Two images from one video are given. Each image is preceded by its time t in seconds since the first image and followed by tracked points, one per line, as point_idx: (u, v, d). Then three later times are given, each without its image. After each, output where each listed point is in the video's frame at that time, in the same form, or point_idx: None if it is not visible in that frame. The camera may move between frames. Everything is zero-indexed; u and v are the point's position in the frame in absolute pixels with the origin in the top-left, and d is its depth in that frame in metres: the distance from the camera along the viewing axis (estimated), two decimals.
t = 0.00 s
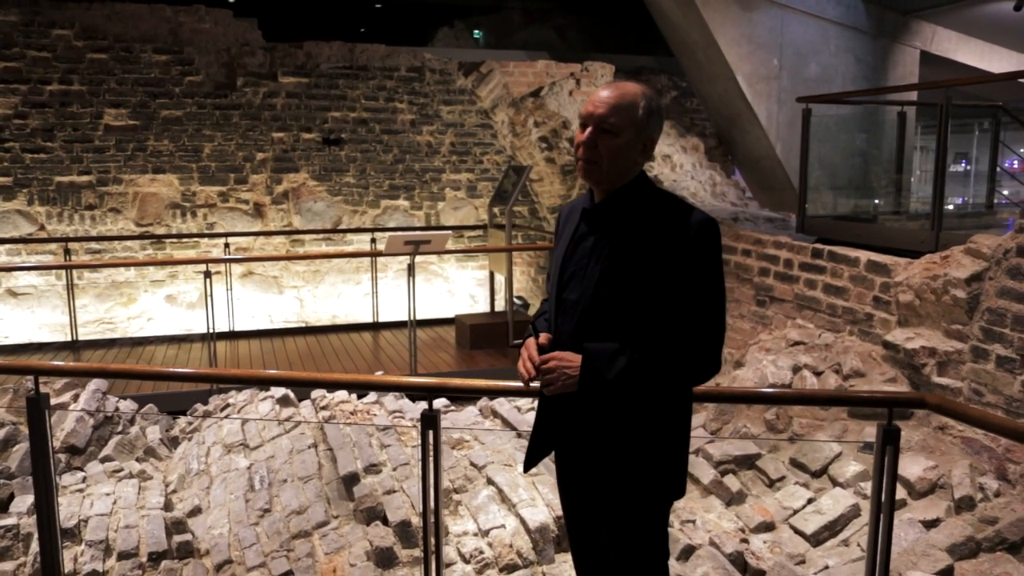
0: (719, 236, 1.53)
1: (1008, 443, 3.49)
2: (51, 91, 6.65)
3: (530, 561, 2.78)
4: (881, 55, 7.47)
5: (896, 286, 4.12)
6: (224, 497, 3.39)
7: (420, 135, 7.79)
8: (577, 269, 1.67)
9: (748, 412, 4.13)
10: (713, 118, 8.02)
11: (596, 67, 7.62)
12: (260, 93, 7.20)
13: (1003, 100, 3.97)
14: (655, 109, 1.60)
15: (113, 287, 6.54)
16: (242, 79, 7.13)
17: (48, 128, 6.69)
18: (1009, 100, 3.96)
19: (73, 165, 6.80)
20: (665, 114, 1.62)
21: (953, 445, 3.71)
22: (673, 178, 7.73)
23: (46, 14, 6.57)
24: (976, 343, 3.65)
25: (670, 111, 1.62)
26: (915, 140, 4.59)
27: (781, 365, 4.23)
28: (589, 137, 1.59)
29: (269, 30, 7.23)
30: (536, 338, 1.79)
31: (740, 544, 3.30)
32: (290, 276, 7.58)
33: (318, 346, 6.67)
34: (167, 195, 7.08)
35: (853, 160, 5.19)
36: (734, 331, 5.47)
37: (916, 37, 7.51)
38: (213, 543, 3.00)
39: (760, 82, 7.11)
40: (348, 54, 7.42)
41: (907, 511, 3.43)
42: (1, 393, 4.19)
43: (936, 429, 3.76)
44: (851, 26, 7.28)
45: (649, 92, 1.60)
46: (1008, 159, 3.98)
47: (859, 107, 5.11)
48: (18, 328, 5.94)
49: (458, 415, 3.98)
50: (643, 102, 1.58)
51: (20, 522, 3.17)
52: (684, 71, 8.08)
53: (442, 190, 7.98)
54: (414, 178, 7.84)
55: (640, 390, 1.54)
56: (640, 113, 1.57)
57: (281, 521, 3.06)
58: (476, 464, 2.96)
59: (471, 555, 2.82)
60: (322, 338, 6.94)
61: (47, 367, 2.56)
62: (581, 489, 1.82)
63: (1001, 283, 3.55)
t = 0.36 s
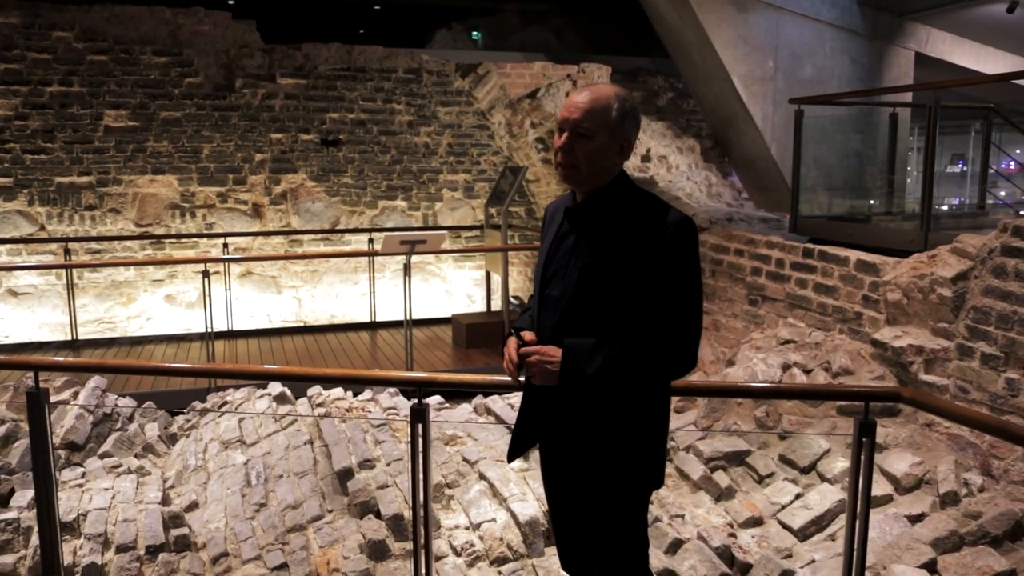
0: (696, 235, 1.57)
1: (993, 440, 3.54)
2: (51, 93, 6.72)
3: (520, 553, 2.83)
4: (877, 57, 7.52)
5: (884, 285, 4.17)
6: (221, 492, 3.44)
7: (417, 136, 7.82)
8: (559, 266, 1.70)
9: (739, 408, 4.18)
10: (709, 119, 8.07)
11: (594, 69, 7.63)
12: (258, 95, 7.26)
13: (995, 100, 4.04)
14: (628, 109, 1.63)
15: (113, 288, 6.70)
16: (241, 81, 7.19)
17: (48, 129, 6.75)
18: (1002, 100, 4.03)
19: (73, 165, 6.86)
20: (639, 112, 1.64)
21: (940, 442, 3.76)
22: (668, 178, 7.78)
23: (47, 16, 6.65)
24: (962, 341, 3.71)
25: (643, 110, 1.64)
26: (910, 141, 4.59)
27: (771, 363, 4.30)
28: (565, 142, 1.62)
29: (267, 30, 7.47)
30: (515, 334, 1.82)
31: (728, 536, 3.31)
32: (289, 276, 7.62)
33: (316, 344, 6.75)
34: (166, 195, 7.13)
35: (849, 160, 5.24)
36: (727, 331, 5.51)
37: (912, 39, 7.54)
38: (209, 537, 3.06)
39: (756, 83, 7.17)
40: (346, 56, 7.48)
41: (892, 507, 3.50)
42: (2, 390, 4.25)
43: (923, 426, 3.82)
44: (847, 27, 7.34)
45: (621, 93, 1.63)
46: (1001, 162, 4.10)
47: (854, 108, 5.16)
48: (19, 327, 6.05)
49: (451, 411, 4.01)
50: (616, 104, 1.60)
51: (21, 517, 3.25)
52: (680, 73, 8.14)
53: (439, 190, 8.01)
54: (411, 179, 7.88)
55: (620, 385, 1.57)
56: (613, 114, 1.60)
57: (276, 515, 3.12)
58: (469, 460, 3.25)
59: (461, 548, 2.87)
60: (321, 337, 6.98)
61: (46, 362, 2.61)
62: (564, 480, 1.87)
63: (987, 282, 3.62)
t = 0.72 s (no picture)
0: (671, 232, 1.61)
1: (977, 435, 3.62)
2: (51, 94, 6.78)
3: (509, 546, 2.92)
4: (871, 57, 7.56)
5: (872, 283, 4.22)
6: (216, 487, 3.51)
7: (414, 137, 7.86)
8: (541, 263, 1.75)
9: (728, 405, 4.24)
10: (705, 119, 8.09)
11: (589, 69, 7.91)
12: (255, 95, 7.32)
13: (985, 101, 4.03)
14: (599, 109, 1.67)
15: (113, 288, 6.90)
16: (239, 82, 7.26)
17: (48, 130, 6.81)
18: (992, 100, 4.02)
19: (72, 166, 6.91)
20: (611, 111, 1.68)
21: (926, 437, 3.83)
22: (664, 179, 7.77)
23: (46, 18, 6.71)
24: (947, 338, 3.76)
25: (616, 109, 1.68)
26: (904, 141, 4.58)
27: (761, 360, 4.36)
28: (538, 142, 1.68)
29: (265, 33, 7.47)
30: (499, 329, 1.86)
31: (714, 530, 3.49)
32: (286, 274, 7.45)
33: (314, 343, 6.80)
34: (165, 196, 7.16)
35: (843, 160, 5.24)
36: (720, 329, 5.54)
37: (906, 39, 7.59)
38: (204, 531, 3.13)
39: (751, 83, 7.21)
40: (343, 57, 7.55)
41: (879, 501, 3.55)
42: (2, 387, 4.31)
43: (909, 422, 3.88)
44: (842, 28, 7.38)
45: (591, 93, 1.68)
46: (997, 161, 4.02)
47: (848, 108, 5.14)
48: (19, 326, 6.23)
49: (443, 407, 4.03)
50: (586, 103, 1.65)
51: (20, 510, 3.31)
52: (675, 73, 8.20)
53: (436, 190, 8.01)
54: (408, 179, 7.89)
55: (595, 380, 1.61)
56: (583, 114, 1.64)
57: (270, 509, 3.17)
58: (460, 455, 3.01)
59: (452, 541, 2.96)
60: (318, 335, 7.11)
61: (46, 357, 2.66)
62: (547, 473, 1.91)
63: (971, 279, 3.68)
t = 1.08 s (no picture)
0: (648, 232, 1.63)
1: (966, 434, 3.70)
2: (49, 93, 6.80)
3: (498, 542, 2.92)
4: (869, 57, 7.58)
5: (864, 283, 4.25)
6: (210, 482, 3.52)
7: (411, 136, 7.88)
8: (522, 261, 1.77)
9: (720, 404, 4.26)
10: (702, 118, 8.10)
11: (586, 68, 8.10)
12: (254, 95, 7.33)
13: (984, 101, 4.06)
14: (551, 111, 1.66)
15: (111, 284, 6.47)
16: (237, 80, 7.28)
17: (46, 128, 6.83)
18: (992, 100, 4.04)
19: (70, 165, 6.93)
20: (565, 113, 1.66)
21: (916, 437, 3.90)
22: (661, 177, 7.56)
23: (45, 17, 6.74)
24: (937, 337, 3.79)
25: (571, 110, 1.65)
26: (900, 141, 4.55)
27: (753, 359, 4.39)
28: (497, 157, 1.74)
29: (263, 32, 7.65)
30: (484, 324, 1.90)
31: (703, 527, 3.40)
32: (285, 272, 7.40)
33: (310, 340, 6.90)
34: (163, 194, 7.19)
35: (840, 160, 5.22)
36: (714, 328, 5.55)
37: (904, 40, 7.62)
38: (198, 526, 3.15)
39: (748, 83, 7.24)
40: (341, 56, 7.57)
41: (868, 500, 3.57)
42: None
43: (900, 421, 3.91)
44: (839, 28, 7.39)
45: (546, 96, 1.67)
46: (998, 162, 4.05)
47: (844, 108, 5.11)
48: (18, 324, 6.37)
49: (436, 405, 4.05)
50: (531, 108, 1.65)
51: (15, 505, 3.33)
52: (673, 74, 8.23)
53: (434, 189, 8.03)
54: (406, 178, 7.92)
55: (573, 377, 1.64)
56: (529, 118, 1.65)
57: (263, 505, 3.19)
58: (454, 454, 3.15)
59: (442, 536, 2.98)
60: (317, 334, 7.19)
61: (44, 353, 2.69)
62: (528, 467, 1.93)
63: (961, 279, 3.71)
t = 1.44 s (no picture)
0: (624, 234, 1.62)
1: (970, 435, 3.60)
2: (57, 93, 6.84)
3: (495, 541, 2.92)
4: (877, 55, 7.54)
5: (867, 283, 4.24)
6: (212, 480, 3.54)
7: (417, 135, 7.89)
8: (507, 261, 1.80)
9: (721, 404, 4.24)
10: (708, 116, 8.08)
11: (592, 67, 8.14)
12: (259, 94, 7.36)
13: (997, 98, 4.01)
14: (527, 112, 1.69)
15: (119, 284, 6.71)
16: (243, 80, 7.31)
17: (54, 129, 6.87)
18: (1005, 98, 3.99)
19: (77, 165, 6.98)
20: (540, 112, 1.68)
21: (918, 437, 3.83)
22: (667, 177, 7.53)
23: (52, 18, 6.78)
24: (940, 338, 3.77)
25: (547, 109, 1.67)
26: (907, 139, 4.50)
27: (754, 358, 4.38)
28: (480, 161, 1.77)
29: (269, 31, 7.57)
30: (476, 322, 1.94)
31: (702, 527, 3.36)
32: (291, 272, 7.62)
33: (317, 339, 6.86)
34: (169, 194, 7.23)
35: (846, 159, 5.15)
36: (717, 327, 5.54)
37: (912, 37, 7.56)
38: (198, 523, 3.17)
39: (754, 82, 7.22)
40: (346, 56, 7.61)
41: (868, 500, 3.58)
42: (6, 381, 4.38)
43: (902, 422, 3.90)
44: (847, 26, 7.36)
45: (521, 98, 1.70)
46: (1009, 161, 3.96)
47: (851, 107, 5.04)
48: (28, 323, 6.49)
49: (437, 404, 4.04)
50: (506, 111, 1.68)
51: (19, 502, 3.36)
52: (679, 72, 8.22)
53: (439, 188, 8.06)
54: (411, 177, 7.93)
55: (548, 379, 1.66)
56: (504, 121, 1.68)
57: (264, 503, 3.21)
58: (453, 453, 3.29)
59: (440, 536, 2.98)
60: (320, 331, 7.10)
61: (51, 352, 2.73)
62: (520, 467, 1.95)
63: (963, 279, 3.69)
